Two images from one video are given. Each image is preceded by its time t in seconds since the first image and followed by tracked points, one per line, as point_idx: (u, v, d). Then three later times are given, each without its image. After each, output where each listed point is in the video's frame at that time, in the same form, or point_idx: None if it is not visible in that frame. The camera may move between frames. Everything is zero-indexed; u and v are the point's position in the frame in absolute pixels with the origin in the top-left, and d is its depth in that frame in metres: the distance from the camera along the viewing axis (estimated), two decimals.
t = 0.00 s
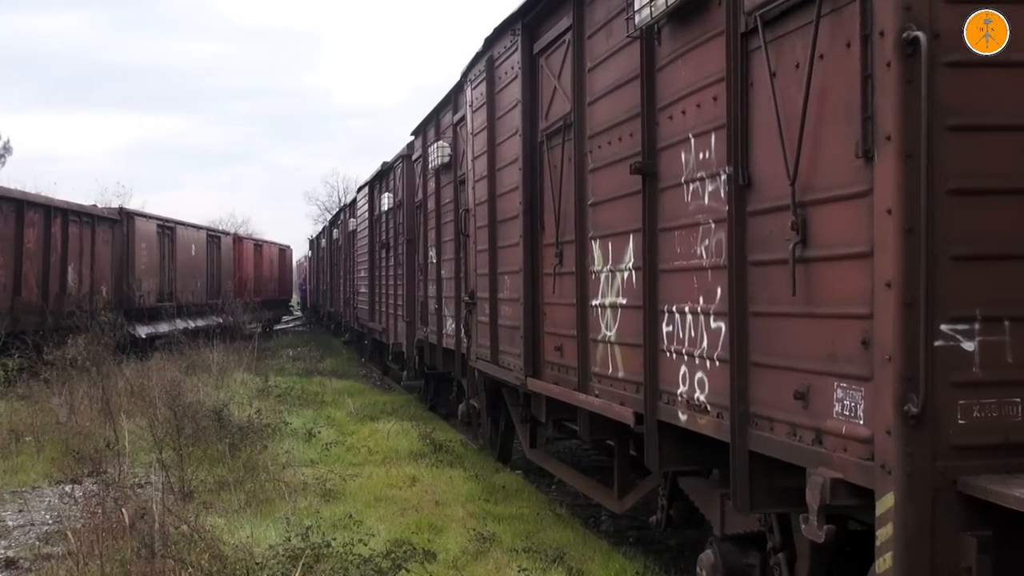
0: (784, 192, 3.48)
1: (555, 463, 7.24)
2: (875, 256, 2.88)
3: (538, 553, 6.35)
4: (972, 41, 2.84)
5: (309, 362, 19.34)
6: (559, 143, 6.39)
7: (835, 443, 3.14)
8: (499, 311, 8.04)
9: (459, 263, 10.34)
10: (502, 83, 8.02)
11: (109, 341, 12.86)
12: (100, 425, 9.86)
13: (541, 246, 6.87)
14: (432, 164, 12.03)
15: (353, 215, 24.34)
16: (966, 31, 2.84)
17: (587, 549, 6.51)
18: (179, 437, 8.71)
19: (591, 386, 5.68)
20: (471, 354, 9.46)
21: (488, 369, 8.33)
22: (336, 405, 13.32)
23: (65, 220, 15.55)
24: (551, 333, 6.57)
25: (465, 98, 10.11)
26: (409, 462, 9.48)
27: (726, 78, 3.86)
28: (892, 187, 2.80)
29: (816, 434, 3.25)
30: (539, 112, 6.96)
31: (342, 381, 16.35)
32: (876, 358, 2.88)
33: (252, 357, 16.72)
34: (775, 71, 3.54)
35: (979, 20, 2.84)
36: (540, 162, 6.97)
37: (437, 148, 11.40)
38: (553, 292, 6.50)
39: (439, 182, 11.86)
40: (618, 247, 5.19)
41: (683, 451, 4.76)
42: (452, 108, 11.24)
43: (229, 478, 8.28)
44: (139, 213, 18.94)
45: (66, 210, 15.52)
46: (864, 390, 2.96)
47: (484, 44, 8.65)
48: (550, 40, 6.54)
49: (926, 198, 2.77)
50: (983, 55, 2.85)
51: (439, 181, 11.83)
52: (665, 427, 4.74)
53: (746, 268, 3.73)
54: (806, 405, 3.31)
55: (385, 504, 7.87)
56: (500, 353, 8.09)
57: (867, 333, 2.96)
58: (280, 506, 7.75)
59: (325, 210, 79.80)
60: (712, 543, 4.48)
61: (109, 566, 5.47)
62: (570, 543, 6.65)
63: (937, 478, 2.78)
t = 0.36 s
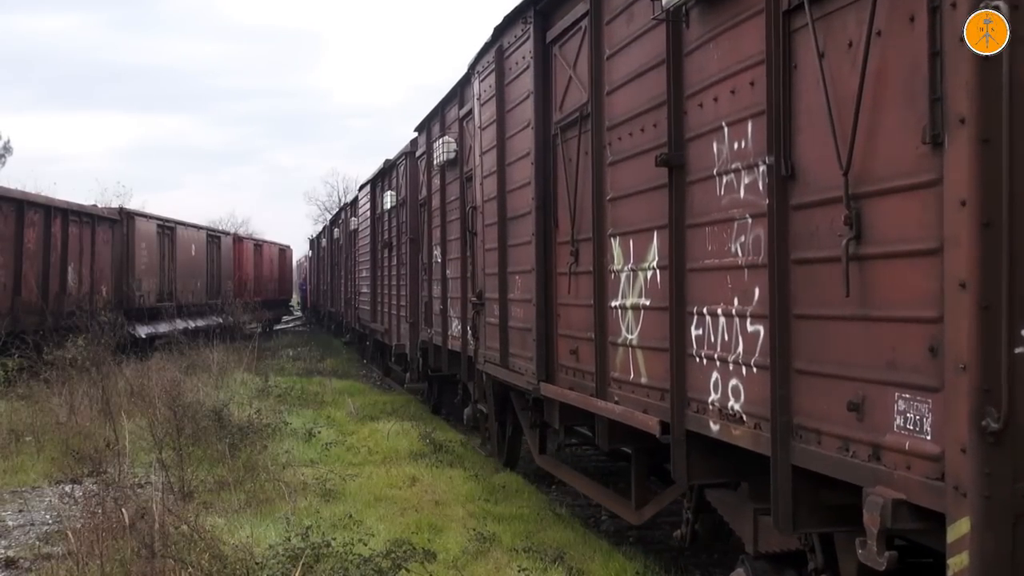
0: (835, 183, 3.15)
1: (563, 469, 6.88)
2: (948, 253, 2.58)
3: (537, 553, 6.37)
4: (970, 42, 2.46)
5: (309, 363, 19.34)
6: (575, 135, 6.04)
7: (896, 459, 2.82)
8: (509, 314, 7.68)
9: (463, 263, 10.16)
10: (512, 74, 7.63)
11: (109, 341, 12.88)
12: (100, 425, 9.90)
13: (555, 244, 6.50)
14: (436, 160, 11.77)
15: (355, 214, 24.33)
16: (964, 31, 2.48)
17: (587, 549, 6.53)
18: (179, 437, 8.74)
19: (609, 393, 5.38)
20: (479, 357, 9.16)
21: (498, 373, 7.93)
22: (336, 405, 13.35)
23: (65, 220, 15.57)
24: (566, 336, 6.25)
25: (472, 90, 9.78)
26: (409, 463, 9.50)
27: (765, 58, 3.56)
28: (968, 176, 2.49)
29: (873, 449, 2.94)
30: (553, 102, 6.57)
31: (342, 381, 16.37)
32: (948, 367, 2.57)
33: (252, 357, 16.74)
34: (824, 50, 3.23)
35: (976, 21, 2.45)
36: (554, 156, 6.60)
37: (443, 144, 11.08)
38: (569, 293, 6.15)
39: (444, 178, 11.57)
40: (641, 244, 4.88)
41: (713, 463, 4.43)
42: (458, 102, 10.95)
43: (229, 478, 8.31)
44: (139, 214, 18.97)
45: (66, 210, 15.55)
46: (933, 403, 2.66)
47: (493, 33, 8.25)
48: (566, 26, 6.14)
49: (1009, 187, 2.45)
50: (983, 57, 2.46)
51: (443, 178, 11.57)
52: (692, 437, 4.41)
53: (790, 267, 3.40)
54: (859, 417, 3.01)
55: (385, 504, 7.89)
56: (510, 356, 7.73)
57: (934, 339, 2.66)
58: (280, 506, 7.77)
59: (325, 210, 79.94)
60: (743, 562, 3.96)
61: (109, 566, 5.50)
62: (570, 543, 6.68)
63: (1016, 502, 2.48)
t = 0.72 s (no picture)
0: (897, 175, 2.91)
1: (579, 478, 6.63)
2: None
3: (538, 553, 6.35)
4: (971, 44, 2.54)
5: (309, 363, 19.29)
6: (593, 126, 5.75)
7: (971, 480, 2.59)
8: (521, 314, 7.41)
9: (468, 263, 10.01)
10: (523, 65, 7.33)
11: (109, 341, 12.84)
12: (100, 425, 9.87)
13: (572, 242, 6.22)
14: (441, 156, 11.58)
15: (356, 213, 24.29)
16: (966, 30, 2.56)
17: (588, 549, 6.50)
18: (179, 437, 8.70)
19: (631, 400, 5.12)
20: (485, 359, 8.80)
21: (508, 376, 7.63)
22: (336, 406, 13.30)
23: (65, 220, 15.53)
24: (584, 339, 5.96)
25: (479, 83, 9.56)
26: (409, 463, 9.48)
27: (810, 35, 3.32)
28: None
29: (943, 466, 2.70)
30: (568, 94, 6.28)
31: (342, 381, 16.32)
32: None
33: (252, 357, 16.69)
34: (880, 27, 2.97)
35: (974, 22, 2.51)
36: (570, 149, 6.31)
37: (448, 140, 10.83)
38: (587, 293, 5.85)
39: (449, 174, 11.34)
40: (667, 242, 4.63)
41: (744, 478, 4.19)
42: (464, 97, 10.75)
43: (229, 478, 8.28)
44: (139, 213, 18.94)
45: (66, 210, 15.51)
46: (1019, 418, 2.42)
47: (502, 23, 7.98)
48: (582, 13, 5.87)
49: None
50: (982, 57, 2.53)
51: (448, 175, 11.39)
52: (726, 448, 4.15)
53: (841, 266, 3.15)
54: (926, 432, 2.76)
55: (385, 504, 7.86)
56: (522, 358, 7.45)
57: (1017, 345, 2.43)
58: (280, 506, 7.74)
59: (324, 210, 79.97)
60: None
61: (109, 567, 5.47)
62: (570, 543, 6.66)
63: None
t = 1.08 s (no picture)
0: (973, 162, 2.57)
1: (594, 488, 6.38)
2: None
3: (537, 553, 6.37)
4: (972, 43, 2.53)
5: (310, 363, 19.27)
6: (614, 117, 5.51)
7: None
8: (533, 314, 7.27)
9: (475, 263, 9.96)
10: (536, 53, 7.10)
11: (109, 341, 12.86)
12: (101, 425, 9.89)
13: (590, 239, 6.01)
14: (448, 152, 11.48)
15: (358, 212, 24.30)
16: (965, 31, 2.55)
17: (587, 549, 6.53)
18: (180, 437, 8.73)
19: (655, 407, 4.84)
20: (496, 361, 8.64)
21: (520, 381, 7.50)
22: (337, 405, 13.33)
23: (65, 220, 15.56)
24: (603, 340, 5.74)
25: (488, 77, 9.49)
26: (409, 463, 9.49)
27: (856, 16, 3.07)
28: None
29: None
30: (585, 83, 6.05)
31: (342, 381, 16.33)
32: None
33: (252, 357, 16.70)
34: None
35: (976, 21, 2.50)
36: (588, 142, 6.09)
37: (455, 134, 10.71)
38: (608, 292, 5.63)
39: (455, 171, 11.29)
40: (696, 239, 4.33)
41: (780, 494, 3.84)
42: (471, 90, 10.64)
43: (229, 478, 8.31)
44: (139, 213, 18.97)
45: (67, 210, 15.54)
46: None
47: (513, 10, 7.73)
48: None
49: None
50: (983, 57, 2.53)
51: (455, 171, 11.30)
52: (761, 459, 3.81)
53: (903, 263, 2.83)
54: (1006, 451, 2.43)
55: (385, 504, 7.88)
56: (534, 363, 7.31)
57: None
58: (280, 506, 7.76)
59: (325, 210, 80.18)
60: None
61: (109, 566, 5.50)
62: (570, 543, 6.68)
63: None
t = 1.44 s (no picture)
0: None
1: (615, 500, 6.06)
2: None
3: (537, 553, 6.35)
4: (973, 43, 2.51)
5: (310, 363, 19.23)
6: (636, 106, 5.22)
7: None
8: (546, 315, 6.94)
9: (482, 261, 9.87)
10: (550, 41, 6.75)
11: (109, 340, 12.83)
12: (101, 425, 9.87)
13: (609, 236, 5.68)
14: (453, 147, 11.37)
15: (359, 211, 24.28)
16: (965, 30, 2.52)
17: (586, 549, 6.50)
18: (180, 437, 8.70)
19: (683, 416, 4.49)
20: (506, 365, 8.23)
21: (534, 386, 7.11)
22: (336, 405, 13.30)
23: (66, 219, 15.54)
24: (624, 343, 5.41)
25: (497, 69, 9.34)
26: (409, 462, 9.47)
27: (889, 1, 2.91)
28: None
29: None
30: (604, 71, 5.71)
31: (342, 381, 16.29)
32: None
33: (252, 358, 16.65)
34: None
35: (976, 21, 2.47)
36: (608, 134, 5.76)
37: (462, 128, 10.58)
38: (629, 292, 5.30)
39: (462, 166, 11.18)
40: (730, 234, 3.97)
41: (825, 511, 3.55)
42: (478, 83, 10.54)
43: (229, 478, 8.29)
44: (140, 213, 18.96)
45: (67, 210, 15.52)
46: None
47: None
48: None
49: None
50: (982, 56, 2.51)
51: (462, 167, 11.21)
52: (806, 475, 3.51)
53: (977, 261, 2.55)
54: None
55: (385, 504, 7.86)
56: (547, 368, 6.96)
57: None
58: (280, 506, 7.74)
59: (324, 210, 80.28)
60: None
61: (109, 566, 5.48)
62: (569, 542, 6.66)
63: None
